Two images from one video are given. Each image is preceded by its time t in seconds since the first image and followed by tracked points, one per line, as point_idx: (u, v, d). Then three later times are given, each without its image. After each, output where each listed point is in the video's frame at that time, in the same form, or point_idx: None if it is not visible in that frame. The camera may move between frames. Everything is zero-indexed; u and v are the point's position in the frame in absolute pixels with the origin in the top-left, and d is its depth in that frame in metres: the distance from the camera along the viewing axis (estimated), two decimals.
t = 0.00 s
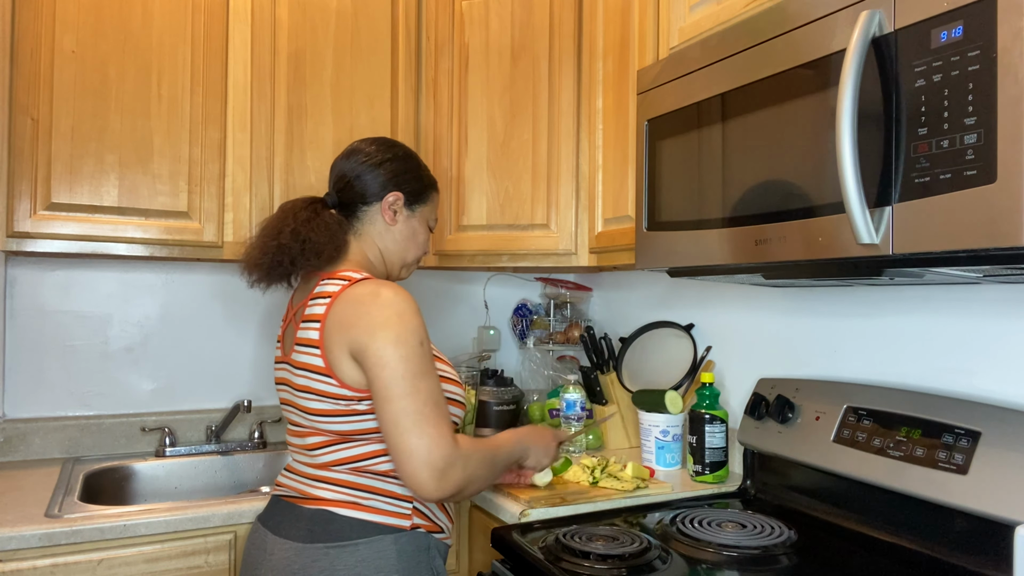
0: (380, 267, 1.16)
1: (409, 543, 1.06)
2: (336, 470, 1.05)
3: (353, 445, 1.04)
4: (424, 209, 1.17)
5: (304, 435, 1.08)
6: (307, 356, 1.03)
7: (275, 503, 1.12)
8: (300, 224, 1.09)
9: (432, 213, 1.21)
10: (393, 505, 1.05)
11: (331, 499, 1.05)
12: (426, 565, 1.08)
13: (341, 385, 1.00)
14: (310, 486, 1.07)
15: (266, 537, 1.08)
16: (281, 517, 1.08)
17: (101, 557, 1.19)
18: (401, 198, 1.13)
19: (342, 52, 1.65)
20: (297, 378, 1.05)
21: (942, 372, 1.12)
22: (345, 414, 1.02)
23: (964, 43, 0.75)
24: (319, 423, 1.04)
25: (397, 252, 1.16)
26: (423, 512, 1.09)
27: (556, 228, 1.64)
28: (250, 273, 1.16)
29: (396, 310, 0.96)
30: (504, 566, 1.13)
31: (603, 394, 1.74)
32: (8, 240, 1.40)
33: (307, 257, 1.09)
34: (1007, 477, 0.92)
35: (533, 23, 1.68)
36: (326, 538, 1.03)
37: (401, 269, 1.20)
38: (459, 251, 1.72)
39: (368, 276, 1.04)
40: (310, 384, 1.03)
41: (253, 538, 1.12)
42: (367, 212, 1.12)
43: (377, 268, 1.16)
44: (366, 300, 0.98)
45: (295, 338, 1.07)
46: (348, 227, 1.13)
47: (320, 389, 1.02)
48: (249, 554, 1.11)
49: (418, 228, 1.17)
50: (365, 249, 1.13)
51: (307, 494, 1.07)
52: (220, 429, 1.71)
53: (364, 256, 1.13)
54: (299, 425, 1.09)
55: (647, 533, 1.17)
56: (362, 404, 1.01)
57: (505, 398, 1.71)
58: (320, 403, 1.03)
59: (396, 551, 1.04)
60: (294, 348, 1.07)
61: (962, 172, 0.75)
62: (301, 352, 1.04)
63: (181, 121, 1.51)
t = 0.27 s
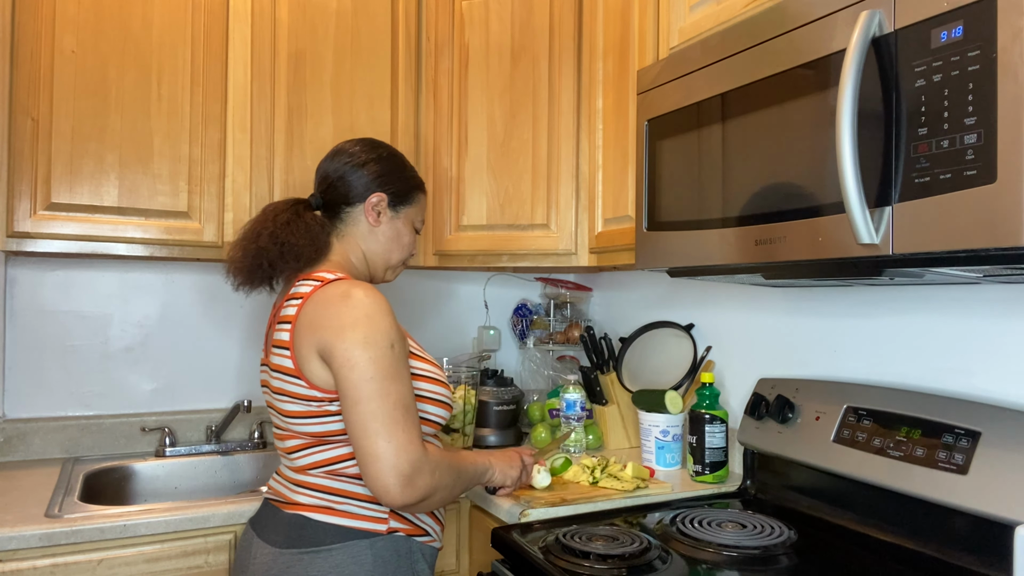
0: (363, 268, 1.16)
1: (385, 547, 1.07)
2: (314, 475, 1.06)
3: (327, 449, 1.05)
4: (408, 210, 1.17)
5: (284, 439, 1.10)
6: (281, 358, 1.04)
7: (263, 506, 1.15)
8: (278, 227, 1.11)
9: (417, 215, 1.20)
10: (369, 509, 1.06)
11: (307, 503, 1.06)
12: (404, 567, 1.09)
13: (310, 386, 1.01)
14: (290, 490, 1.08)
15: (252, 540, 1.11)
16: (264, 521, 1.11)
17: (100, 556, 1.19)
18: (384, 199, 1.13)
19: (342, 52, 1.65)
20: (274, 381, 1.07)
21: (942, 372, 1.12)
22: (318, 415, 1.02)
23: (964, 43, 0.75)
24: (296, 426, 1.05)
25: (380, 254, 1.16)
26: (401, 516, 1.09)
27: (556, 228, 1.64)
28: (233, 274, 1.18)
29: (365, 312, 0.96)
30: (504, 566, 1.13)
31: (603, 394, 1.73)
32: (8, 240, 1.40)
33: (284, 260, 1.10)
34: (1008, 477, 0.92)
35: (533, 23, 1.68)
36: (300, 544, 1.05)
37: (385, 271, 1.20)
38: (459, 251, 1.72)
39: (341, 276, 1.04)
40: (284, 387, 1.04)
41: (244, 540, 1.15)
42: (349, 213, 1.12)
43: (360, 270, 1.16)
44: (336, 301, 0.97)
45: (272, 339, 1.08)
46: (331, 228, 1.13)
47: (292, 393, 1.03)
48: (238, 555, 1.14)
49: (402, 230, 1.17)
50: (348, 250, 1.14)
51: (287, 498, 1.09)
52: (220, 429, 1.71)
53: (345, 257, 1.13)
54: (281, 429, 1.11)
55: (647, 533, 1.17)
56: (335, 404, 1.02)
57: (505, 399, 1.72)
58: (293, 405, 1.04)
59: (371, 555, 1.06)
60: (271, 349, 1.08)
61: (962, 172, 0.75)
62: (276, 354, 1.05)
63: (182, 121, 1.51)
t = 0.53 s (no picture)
0: (351, 268, 1.17)
1: (371, 550, 1.07)
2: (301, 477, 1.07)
3: (314, 451, 1.05)
4: (395, 210, 1.17)
5: (272, 441, 1.10)
6: (267, 359, 1.04)
7: (256, 508, 1.16)
8: (264, 229, 1.11)
9: (406, 215, 1.20)
10: (355, 512, 1.06)
11: (294, 507, 1.06)
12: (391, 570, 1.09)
13: (296, 387, 1.01)
14: (278, 494, 1.09)
15: (243, 543, 1.13)
16: (254, 525, 1.12)
17: (101, 556, 1.20)
18: (371, 199, 1.12)
19: (342, 52, 1.65)
20: (260, 383, 1.07)
21: (942, 372, 1.12)
22: (304, 417, 1.03)
23: (964, 43, 0.75)
24: (283, 429, 1.06)
25: (367, 254, 1.16)
26: (389, 518, 1.09)
27: (556, 228, 1.64)
28: (218, 276, 1.18)
29: (351, 311, 0.96)
30: (504, 566, 1.13)
31: (603, 394, 1.73)
32: (9, 240, 1.40)
33: (271, 261, 1.11)
34: (1008, 477, 0.92)
35: (533, 23, 1.68)
36: (287, 548, 1.06)
37: (374, 271, 1.20)
38: (459, 251, 1.72)
39: (325, 275, 1.04)
40: (269, 389, 1.05)
41: (237, 542, 1.17)
42: (336, 213, 1.13)
43: (348, 270, 1.16)
44: (320, 302, 0.97)
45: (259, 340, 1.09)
46: (318, 228, 1.14)
47: (277, 393, 1.04)
48: (233, 555, 1.17)
49: (390, 229, 1.17)
50: (335, 250, 1.14)
51: (275, 502, 1.09)
52: (220, 429, 1.71)
53: (332, 258, 1.14)
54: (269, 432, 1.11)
55: (647, 533, 1.17)
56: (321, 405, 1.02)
57: (505, 398, 1.72)
58: (279, 407, 1.04)
59: (357, 559, 1.06)
60: (258, 351, 1.08)
61: (962, 172, 0.75)
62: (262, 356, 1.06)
63: (182, 121, 1.51)
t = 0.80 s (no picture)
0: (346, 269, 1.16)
1: (363, 552, 1.07)
2: (293, 478, 1.07)
3: (306, 451, 1.05)
4: (390, 210, 1.16)
5: (265, 442, 1.10)
6: (261, 355, 1.04)
7: (251, 510, 1.16)
8: (256, 229, 1.12)
9: (402, 215, 1.20)
10: (346, 514, 1.06)
11: (286, 508, 1.06)
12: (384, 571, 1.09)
13: (287, 381, 1.01)
14: (270, 496, 1.09)
15: (239, 544, 1.14)
16: (249, 525, 1.13)
17: (101, 556, 1.20)
18: (365, 199, 1.12)
19: (342, 53, 1.65)
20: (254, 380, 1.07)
21: (942, 372, 1.12)
22: (296, 415, 1.03)
23: (964, 43, 0.75)
24: (276, 428, 1.06)
25: (362, 254, 1.16)
26: (382, 519, 1.09)
27: (556, 228, 1.64)
28: (210, 275, 1.19)
29: (341, 299, 0.96)
30: (504, 566, 1.13)
31: (603, 394, 1.73)
32: (8, 240, 1.40)
33: (261, 262, 1.12)
34: (1008, 478, 0.92)
35: (533, 23, 1.68)
36: (277, 550, 1.05)
37: (370, 272, 1.20)
38: (459, 251, 1.72)
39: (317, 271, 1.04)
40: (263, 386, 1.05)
41: (234, 543, 1.18)
42: (330, 214, 1.12)
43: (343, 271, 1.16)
44: (311, 291, 0.98)
45: (254, 338, 1.09)
46: (312, 228, 1.14)
47: (271, 392, 1.04)
48: (229, 555, 1.18)
49: (384, 230, 1.16)
50: (329, 250, 1.14)
51: (268, 504, 1.09)
52: (220, 429, 1.71)
53: (325, 258, 1.14)
54: (263, 433, 1.11)
55: (647, 533, 1.17)
56: (313, 401, 1.02)
57: (505, 399, 1.71)
58: (272, 404, 1.04)
59: (348, 560, 1.05)
60: (253, 348, 1.09)
61: (962, 172, 0.75)
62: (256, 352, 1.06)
63: (182, 121, 1.51)
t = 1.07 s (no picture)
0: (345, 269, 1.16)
1: (353, 554, 1.06)
2: (286, 479, 1.07)
3: (299, 451, 1.05)
4: (390, 211, 1.15)
5: (261, 442, 1.11)
6: (261, 348, 1.05)
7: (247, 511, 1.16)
8: (254, 228, 1.16)
9: (403, 216, 1.19)
10: (336, 516, 1.05)
11: (277, 510, 1.06)
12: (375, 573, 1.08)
13: (287, 373, 1.01)
14: (264, 497, 1.09)
15: (232, 545, 1.14)
16: (242, 527, 1.13)
17: (100, 556, 1.20)
18: (365, 199, 1.11)
19: (342, 53, 1.65)
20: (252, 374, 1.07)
21: (942, 372, 1.12)
22: (294, 409, 1.03)
23: (964, 43, 0.75)
24: (272, 424, 1.06)
25: (361, 255, 1.15)
26: (373, 522, 1.08)
27: (556, 228, 1.64)
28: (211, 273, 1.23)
29: (342, 288, 0.96)
30: (504, 566, 1.13)
31: (603, 394, 1.73)
32: (8, 240, 1.40)
33: (257, 260, 1.16)
34: (1008, 478, 0.92)
35: (533, 23, 1.68)
36: (267, 551, 1.05)
37: (370, 273, 1.19)
38: (459, 251, 1.72)
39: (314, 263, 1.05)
40: (261, 380, 1.05)
41: (229, 545, 1.18)
42: (329, 213, 1.12)
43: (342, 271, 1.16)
44: (311, 281, 0.98)
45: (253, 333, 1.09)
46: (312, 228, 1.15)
47: (267, 388, 1.04)
48: (225, 555, 1.18)
49: (384, 231, 1.15)
50: (328, 251, 1.13)
51: (261, 504, 1.10)
52: (220, 429, 1.71)
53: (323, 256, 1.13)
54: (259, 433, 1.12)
55: (647, 533, 1.17)
56: (311, 395, 1.01)
57: (505, 398, 1.72)
58: (270, 398, 1.04)
59: (338, 562, 1.05)
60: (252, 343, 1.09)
61: (962, 172, 0.75)
62: (256, 345, 1.06)
63: (181, 121, 1.51)
